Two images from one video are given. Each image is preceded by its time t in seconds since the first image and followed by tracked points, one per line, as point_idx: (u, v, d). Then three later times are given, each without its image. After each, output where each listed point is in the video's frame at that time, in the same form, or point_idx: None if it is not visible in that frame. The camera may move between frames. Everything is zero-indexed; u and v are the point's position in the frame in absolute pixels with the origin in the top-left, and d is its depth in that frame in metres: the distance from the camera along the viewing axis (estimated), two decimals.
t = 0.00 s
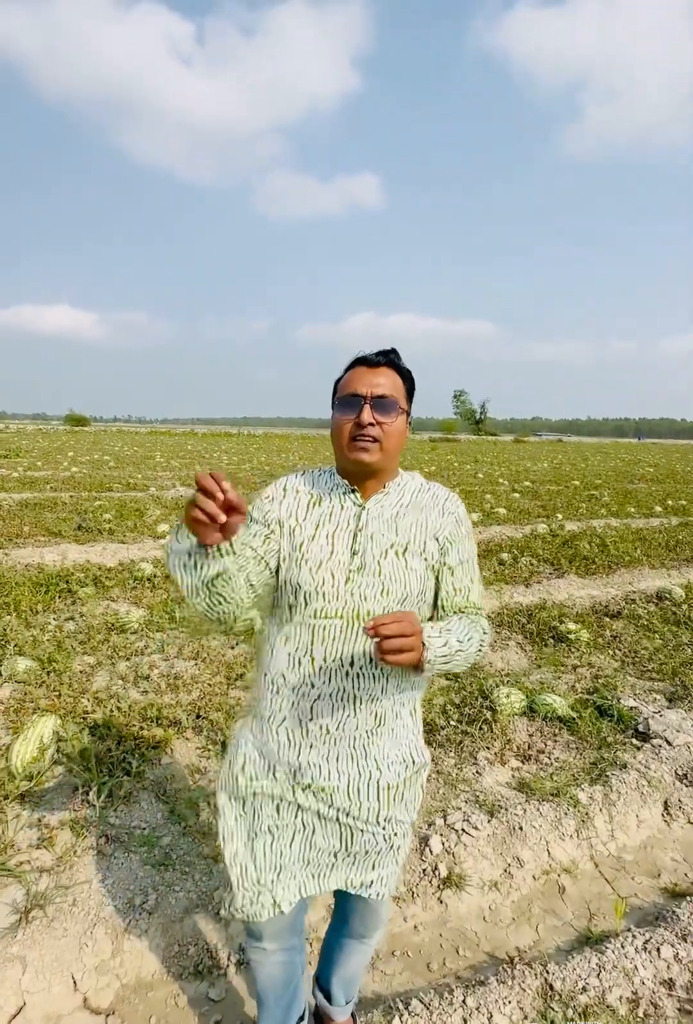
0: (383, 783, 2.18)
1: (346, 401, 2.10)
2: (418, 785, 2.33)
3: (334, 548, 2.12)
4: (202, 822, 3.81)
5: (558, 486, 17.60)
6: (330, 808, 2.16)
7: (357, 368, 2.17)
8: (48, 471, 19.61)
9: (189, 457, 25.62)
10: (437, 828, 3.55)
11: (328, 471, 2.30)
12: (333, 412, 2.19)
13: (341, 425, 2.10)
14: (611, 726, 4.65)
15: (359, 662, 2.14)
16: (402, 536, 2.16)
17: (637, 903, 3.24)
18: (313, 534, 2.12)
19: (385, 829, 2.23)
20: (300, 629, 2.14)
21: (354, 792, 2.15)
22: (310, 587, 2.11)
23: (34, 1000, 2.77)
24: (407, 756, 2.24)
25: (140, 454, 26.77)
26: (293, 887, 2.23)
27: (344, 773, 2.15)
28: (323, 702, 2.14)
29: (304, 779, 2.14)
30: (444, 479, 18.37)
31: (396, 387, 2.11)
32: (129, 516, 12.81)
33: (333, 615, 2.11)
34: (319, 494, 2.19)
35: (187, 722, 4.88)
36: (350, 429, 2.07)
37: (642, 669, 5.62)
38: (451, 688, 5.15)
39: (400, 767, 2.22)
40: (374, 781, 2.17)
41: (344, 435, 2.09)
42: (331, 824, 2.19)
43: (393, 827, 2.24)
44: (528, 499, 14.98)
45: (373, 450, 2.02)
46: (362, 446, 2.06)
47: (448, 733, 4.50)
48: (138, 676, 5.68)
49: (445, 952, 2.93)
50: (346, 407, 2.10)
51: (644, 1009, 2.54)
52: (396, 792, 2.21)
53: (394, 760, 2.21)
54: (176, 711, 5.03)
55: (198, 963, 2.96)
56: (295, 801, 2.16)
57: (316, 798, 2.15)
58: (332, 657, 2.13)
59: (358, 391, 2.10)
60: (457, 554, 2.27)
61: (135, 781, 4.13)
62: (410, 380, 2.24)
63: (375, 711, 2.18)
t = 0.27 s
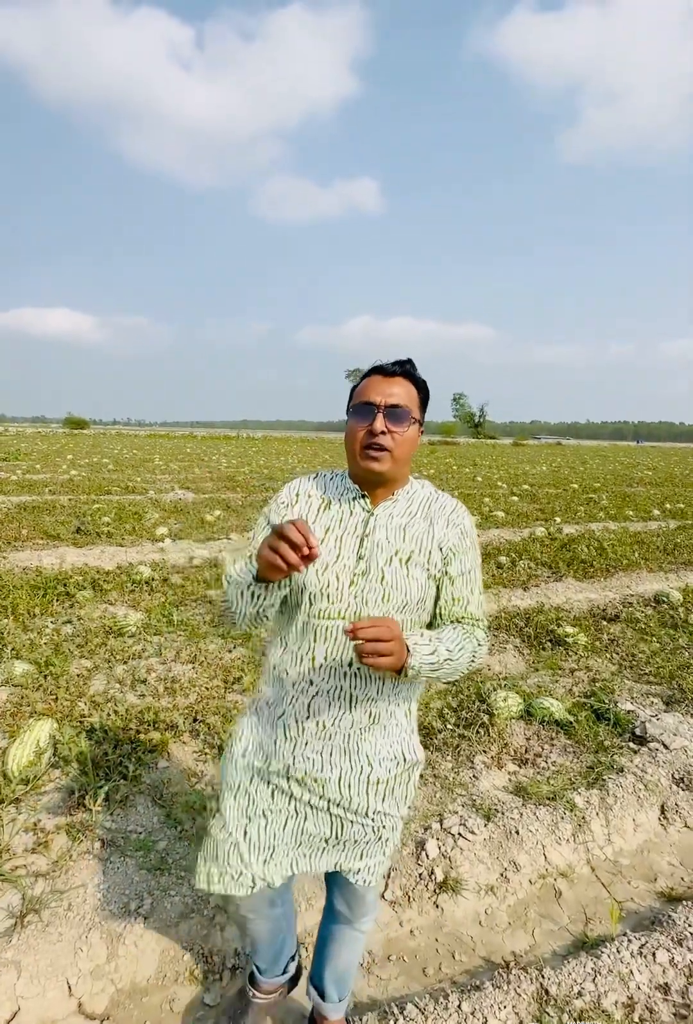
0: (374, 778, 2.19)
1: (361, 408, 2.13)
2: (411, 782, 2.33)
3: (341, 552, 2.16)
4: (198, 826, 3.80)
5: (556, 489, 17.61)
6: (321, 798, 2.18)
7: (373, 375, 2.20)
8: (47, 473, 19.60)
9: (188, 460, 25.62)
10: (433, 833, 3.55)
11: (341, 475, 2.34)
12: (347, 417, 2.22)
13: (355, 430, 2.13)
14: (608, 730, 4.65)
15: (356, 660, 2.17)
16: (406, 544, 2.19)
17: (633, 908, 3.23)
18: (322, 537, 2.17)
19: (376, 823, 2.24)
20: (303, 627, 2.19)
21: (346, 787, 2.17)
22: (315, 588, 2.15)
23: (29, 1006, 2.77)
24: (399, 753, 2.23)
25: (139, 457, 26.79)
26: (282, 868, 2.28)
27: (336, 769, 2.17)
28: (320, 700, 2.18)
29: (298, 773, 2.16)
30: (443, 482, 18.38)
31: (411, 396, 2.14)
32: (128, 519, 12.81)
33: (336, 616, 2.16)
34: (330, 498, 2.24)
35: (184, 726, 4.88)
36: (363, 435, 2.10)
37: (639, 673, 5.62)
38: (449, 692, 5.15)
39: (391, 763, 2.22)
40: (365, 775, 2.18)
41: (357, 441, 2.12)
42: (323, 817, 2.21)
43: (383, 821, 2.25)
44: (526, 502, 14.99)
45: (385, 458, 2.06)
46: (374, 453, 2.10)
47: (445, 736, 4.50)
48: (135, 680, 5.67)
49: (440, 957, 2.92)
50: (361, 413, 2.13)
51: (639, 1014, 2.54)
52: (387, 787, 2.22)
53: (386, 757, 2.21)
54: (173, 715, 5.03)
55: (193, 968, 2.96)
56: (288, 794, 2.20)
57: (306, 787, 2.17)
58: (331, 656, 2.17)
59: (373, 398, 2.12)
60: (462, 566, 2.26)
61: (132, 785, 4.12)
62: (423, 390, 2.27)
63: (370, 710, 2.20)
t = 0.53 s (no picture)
0: (364, 773, 2.29)
1: (355, 427, 2.21)
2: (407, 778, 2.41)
3: (334, 565, 2.23)
4: (198, 828, 3.81)
5: (555, 491, 17.65)
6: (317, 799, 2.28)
7: (368, 396, 2.29)
8: (46, 475, 19.60)
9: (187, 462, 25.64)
10: (432, 834, 3.56)
11: (334, 488, 2.41)
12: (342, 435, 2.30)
13: (349, 448, 2.22)
14: (606, 732, 4.67)
15: (348, 668, 2.26)
16: (396, 559, 2.28)
17: (631, 909, 3.25)
18: (315, 550, 2.24)
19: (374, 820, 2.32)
20: (296, 636, 2.27)
21: (339, 786, 2.26)
22: (308, 598, 2.24)
23: (29, 1008, 2.78)
24: (389, 748, 2.34)
25: (139, 459, 26.78)
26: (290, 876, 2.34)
27: (328, 767, 2.27)
28: (313, 705, 2.27)
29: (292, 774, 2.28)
30: (442, 484, 18.39)
31: (404, 419, 2.23)
32: (127, 521, 12.82)
33: (328, 626, 2.24)
34: (323, 511, 2.31)
35: (183, 728, 4.89)
36: (355, 453, 2.19)
37: (638, 675, 5.63)
38: (448, 694, 5.16)
39: (381, 757, 2.32)
40: (357, 771, 2.28)
41: (350, 459, 2.21)
42: (320, 817, 2.29)
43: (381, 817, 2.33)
44: (525, 504, 15.02)
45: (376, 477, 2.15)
46: (366, 471, 2.18)
47: (444, 738, 4.51)
48: (134, 682, 5.68)
49: (440, 959, 2.93)
50: (354, 431, 2.21)
51: (638, 1015, 2.55)
52: (379, 781, 2.31)
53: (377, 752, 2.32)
54: (172, 717, 5.03)
55: (193, 970, 2.97)
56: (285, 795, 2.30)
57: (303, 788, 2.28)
58: (323, 663, 2.25)
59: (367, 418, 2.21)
60: (447, 578, 2.40)
61: (131, 787, 4.13)
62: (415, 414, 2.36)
63: (360, 712, 2.30)
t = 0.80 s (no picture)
0: (351, 774, 2.45)
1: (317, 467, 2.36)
2: (396, 776, 2.55)
3: (310, 595, 2.39)
4: (199, 828, 3.81)
5: (555, 491, 17.69)
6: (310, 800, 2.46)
7: (335, 436, 2.42)
8: (45, 475, 19.58)
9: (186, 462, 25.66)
10: (433, 834, 3.57)
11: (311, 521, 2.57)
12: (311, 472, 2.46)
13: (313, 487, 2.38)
14: (607, 731, 4.67)
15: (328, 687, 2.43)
16: (367, 587, 2.43)
17: (632, 909, 3.25)
18: (292, 582, 2.41)
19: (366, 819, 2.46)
20: (281, 661, 2.44)
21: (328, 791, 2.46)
22: (289, 625, 2.39)
23: (32, 1008, 2.78)
24: (373, 750, 2.47)
25: (138, 459, 26.76)
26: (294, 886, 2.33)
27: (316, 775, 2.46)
28: (300, 721, 2.45)
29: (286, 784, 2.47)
30: (441, 484, 18.39)
31: (364, 458, 2.33)
32: (127, 521, 12.83)
33: (308, 651, 2.40)
34: (300, 544, 2.47)
35: (184, 729, 4.89)
36: (316, 492, 2.35)
37: (638, 674, 5.64)
38: (449, 694, 5.17)
39: (365, 758, 2.47)
40: (343, 773, 2.45)
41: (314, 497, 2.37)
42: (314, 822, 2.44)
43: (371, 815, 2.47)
44: (524, 504, 15.04)
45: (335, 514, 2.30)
46: (328, 509, 2.34)
47: (445, 737, 4.52)
48: (135, 682, 5.68)
49: (442, 958, 2.94)
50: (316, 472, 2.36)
51: (640, 1014, 2.56)
52: (365, 781, 2.47)
53: (362, 755, 2.47)
54: (174, 718, 5.04)
55: (196, 969, 2.98)
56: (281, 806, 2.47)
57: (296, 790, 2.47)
58: (305, 684, 2.43)
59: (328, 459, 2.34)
60: (418, 602, 2.54)
61: (133, 788, 4.14)
62: (383, 449, 2.44)
63: (344, 725, 2.46)
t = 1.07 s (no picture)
0: (344, 746, 2.45)
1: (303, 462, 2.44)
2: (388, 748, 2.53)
3: (299, 580, 2.46)
4: (201, 826, 3.82)
5: (555, 489, 17.69)
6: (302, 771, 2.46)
7: (318, 432, 2.49)
8: (45, 474, 19.55)
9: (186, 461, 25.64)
10: (434, 832, 3.58)
11: (301, 515, 2.65)
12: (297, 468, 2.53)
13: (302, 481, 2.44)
14: (607, 729, 4.68)
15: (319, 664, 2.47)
16: (355, 570, 2.47)
17: (633, 905, 3.26)
18: (283, 568, 2.49)
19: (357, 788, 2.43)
20: (274, 642, 2.51)
21: (320, 763, 2.44)
22: (280, 608, 2.47)
23: (34, 1006, 2.79)
24: (363, 722, 2.48)
25: (137, 458, 26.73)
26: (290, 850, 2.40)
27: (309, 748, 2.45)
28: (293, 698, 2.49)
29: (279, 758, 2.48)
30: (441, 483, 18.37)
31: (349, 451, 2.42)
32: (127, 520, 12.82)
33: (299, 633, 2.45)
34: (289, 535, 2.56)
35: (185, 727, 4.90)
36: (305, 486, 2.42)
37: (638, 672, 5.65)
38: (450, 692, 5.17)
39: (356, 729, 2.47)
40: (334, 744, 2.45)
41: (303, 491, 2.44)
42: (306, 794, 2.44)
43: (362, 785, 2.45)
44: (525, 502, 15.03)
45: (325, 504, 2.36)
46: (317, 501, 2.40)
47: (446, 735, 4.53)
48: (136, 681, 5.68)
49: (443, 955, 2.94)
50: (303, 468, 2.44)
51: (641, 1010, 2.57)
52: (356, 752, 2.45)
53: (351, 725, 2.47)
54: (174, 717, 5.04)
55: (198, 966, 2.98)
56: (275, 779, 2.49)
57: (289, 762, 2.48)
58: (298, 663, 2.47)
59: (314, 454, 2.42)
60: (404, 586, 2.56)
61: (134, 786, 4.15)
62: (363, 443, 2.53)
63: (336, 703, 2.47)
